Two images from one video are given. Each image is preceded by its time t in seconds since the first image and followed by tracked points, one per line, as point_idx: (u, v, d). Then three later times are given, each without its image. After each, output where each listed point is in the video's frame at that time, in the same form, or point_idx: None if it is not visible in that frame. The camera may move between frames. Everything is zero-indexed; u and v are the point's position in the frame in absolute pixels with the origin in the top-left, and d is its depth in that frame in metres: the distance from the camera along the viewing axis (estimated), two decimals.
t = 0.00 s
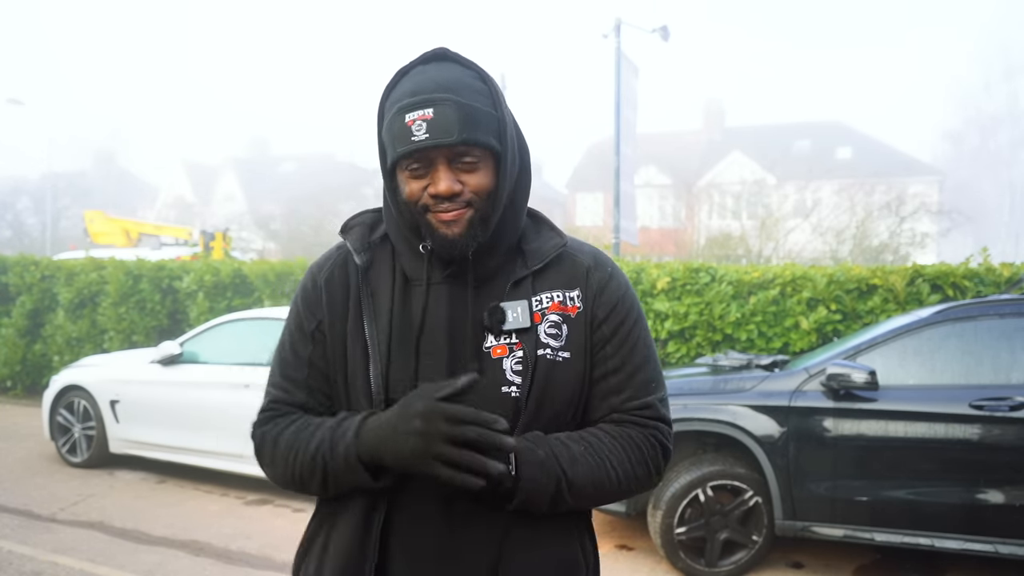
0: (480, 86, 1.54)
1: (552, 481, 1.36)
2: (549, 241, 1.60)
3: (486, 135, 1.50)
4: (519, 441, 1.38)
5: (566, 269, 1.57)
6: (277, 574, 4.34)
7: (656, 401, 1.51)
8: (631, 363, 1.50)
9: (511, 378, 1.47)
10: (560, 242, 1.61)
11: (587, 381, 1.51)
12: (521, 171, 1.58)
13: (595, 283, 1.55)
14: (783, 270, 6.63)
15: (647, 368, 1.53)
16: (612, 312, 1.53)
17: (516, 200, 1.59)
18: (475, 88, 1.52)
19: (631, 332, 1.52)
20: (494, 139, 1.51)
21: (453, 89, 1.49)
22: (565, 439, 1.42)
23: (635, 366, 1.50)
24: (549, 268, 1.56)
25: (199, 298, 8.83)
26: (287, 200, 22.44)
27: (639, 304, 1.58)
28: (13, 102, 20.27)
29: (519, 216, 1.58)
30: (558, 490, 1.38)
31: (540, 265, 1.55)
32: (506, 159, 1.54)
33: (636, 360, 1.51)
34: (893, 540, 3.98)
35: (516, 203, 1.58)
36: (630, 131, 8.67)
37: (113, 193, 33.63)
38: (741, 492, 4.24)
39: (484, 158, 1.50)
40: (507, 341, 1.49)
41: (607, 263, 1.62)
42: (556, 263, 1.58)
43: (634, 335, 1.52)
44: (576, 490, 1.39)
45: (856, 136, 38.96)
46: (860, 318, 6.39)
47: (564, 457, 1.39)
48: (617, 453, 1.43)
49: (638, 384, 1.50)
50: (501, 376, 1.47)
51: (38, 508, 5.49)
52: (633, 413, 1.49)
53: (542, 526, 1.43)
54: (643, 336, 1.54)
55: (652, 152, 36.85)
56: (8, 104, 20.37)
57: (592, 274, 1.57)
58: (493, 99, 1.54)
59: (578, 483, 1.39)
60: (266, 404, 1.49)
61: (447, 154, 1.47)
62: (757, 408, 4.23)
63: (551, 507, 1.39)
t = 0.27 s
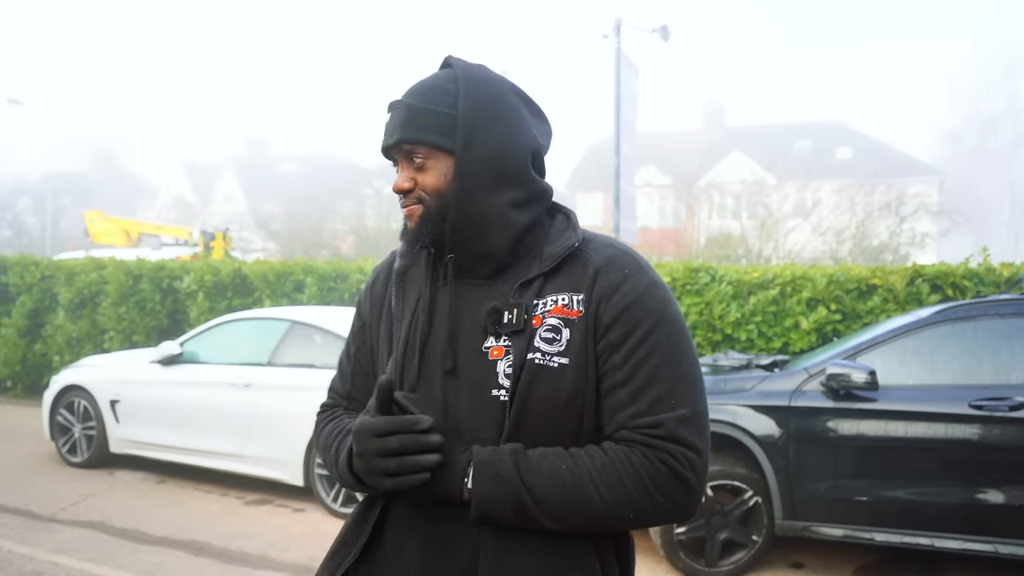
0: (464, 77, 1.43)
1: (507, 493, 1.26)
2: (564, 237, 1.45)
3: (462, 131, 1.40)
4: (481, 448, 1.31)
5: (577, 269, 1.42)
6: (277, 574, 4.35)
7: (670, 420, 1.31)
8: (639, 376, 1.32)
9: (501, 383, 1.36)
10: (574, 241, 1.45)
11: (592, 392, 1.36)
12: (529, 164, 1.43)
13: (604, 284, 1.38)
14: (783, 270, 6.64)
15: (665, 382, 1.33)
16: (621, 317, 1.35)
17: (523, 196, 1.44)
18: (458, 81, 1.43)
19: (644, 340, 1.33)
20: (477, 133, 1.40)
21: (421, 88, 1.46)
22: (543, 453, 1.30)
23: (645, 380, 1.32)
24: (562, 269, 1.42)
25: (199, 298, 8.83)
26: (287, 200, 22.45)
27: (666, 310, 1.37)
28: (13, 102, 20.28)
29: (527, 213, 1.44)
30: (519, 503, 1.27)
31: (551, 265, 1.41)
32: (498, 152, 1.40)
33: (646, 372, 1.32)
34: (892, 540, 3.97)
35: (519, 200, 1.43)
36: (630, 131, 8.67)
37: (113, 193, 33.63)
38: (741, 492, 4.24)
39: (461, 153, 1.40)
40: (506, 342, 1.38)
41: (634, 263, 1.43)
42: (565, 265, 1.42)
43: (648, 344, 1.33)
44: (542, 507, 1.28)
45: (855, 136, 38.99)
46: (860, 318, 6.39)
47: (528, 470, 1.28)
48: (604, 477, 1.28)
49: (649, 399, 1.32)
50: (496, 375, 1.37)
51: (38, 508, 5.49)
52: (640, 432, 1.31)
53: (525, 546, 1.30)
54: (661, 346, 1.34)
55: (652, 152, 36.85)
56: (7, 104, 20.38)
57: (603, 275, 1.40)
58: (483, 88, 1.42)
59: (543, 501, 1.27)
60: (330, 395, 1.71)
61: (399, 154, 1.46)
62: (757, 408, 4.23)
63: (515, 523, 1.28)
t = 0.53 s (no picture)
0: (482, 67, 1.40)
1: (475, 484, 1.27)
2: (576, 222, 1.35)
3: (473, 124, 1.37)
4: (465, 441, 1.32)
5: (575, 259, 1.33)
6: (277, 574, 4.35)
7: (639, 424, 1.16)
8: (615, 373, 1.19)
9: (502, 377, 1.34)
10: (588, 227, 1.34)
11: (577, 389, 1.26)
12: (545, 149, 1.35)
13: (592, 274, 1.26)
14: (783, 270, 6.64)
15: (644, 381, 1.17)
16: (601, 308, 1.23)
17: (538, 184, 1.36)
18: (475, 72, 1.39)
19: (621, 334, 1.19)
20: (488, 124, 1.36)
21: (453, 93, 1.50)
22: (518, 450, 1.26)
23: (621, 377, 1.19)
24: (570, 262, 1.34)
25: (199, 298, 8.83)
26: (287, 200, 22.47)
27: (659, 302, 1.19)
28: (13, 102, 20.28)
29: (542, 201, 1.37)
30: (486, 497, 1.26)
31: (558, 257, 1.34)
32: (506, 140, 1.35)
33: (620, 370, 1.19)
34: (892, 540, 3.96)
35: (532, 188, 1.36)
36: (629, 131, 8.68)
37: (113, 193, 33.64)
38: (740, 492, 4.24)
39: (471, 146, 1.37)
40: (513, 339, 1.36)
41: (635, 248, 1.26)
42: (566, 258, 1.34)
43: (625, 339, 1.19)
44: (508, 503, 1.25)
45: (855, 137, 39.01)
46: (860, 318, 6.39)
47: (496, 465, 1.26)
48: (564, 483, 1.21)
49: (623, 398, 1.18)
50: (502, 365, 1.36)
51: (38, 509, 5.49)
52: (612, 436, 1.19)
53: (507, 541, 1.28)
54: (641, 341, 1.18)
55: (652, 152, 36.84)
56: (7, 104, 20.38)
57: (596, 262, 1.27)
58: (496, 75, 1.37)
59: (508, 499, 1.24)
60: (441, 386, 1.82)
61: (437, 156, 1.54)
62: (758, 408, 4.24)
63: (488, 515, 1.27)
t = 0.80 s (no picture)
0: (480, 93, 1.42)
1: (475, 506, 1.38)
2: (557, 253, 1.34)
3: (470, 157, 1.42)
4: (474, 462, 1.43)
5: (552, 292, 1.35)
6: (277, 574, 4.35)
7: (574, 474, 1.18)
8: (563, 419, 1.22)
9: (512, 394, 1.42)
10: (572, 253, 1.32)
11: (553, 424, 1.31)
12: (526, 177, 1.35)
13: (555, 314, 1.27)
14: (783, 270, 6.65)
15: (582, 431, 1.18)
16: (554, 352, 1.24)
17: (527, 212, 1.37)
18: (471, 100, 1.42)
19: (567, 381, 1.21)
20: (480, 157, 1.40)
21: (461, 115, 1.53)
22: (511, 476, 1.34)
23: (567, 424, 1.21)
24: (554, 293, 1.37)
25: (199, 298, 8.84)
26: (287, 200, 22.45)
27: (601, 350, 1.17)
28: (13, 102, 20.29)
29: (532, 228, 1.38)
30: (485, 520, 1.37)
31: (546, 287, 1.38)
32: (493, 173, 1.38)
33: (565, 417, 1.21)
34: (892, 540, 3.96)
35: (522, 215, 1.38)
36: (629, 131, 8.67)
37: (112, 193, 33.64)
38: (740, 492, 4.26)
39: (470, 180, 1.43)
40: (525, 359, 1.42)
41: (591, 284, 1.23)
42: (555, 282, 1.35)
43: (570, 386, 1.20)
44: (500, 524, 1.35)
45: (855, 137, 39.01)
46: (860, 318, 6.39)
47: (489, 492, 1.36)
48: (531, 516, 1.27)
49: (567, 445, 1.21)
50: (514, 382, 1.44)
51: (38, 508, 5.49)
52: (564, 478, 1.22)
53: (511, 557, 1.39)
54: (581, 390, 1.19)
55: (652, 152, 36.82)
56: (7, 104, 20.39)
57: (561, 300, 1.27)
58: (487, 103, 1.39)
59: (495, 525, 1.34)
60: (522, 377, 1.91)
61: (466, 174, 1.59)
62: (758, 408, 4.25)
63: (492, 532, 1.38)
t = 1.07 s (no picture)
0: (509, 91, 1.44)
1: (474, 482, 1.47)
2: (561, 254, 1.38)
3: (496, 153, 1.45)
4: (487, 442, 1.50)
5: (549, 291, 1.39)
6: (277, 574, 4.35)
7: (523, 465, 1.25)
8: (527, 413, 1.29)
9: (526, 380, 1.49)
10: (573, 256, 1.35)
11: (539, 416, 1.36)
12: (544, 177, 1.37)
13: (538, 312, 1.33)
14: (783, 270, 6.64)
15: (536, 428, 1.24)
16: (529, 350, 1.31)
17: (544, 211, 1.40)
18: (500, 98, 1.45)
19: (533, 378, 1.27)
20: (505, 154, 1.43)
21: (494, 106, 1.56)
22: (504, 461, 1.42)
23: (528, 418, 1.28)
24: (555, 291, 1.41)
25: (199, 298, 8.84)
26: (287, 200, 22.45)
27: (558, 355, 1.23)
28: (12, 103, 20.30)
29: (548, 224, 1.40)
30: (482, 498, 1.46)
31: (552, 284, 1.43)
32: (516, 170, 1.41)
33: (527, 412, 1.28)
34: (892, 540, 3.95)
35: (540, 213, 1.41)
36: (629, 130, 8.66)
37: (112, 193, 33.64)
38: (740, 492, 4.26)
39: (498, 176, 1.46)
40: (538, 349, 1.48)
41: (565, 290, 1.27)
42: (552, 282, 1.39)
43: (534, 383, 1.27)
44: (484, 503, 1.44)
45: (855, 137, 39.01)
46: (860, 318, 6.39)
47: (487, 471, 1.43)
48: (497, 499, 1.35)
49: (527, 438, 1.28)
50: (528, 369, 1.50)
51: (38, 508, 5.50)
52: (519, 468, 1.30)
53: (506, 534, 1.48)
54: (540, 389, 1.25)
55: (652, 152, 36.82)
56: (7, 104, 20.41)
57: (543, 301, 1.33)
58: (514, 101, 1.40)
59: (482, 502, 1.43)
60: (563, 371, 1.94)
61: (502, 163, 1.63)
62: (758, 408, 4.27)
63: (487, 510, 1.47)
